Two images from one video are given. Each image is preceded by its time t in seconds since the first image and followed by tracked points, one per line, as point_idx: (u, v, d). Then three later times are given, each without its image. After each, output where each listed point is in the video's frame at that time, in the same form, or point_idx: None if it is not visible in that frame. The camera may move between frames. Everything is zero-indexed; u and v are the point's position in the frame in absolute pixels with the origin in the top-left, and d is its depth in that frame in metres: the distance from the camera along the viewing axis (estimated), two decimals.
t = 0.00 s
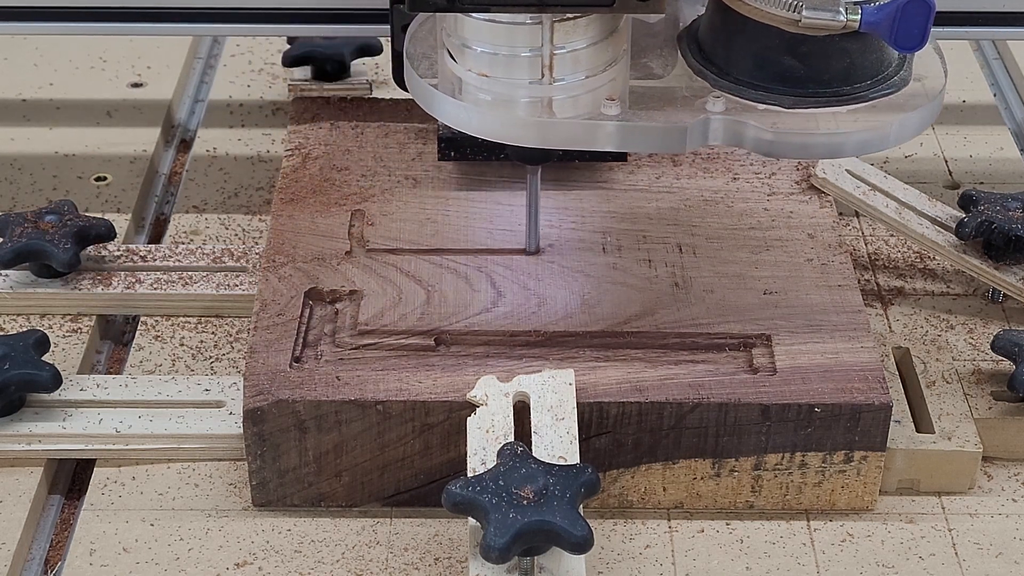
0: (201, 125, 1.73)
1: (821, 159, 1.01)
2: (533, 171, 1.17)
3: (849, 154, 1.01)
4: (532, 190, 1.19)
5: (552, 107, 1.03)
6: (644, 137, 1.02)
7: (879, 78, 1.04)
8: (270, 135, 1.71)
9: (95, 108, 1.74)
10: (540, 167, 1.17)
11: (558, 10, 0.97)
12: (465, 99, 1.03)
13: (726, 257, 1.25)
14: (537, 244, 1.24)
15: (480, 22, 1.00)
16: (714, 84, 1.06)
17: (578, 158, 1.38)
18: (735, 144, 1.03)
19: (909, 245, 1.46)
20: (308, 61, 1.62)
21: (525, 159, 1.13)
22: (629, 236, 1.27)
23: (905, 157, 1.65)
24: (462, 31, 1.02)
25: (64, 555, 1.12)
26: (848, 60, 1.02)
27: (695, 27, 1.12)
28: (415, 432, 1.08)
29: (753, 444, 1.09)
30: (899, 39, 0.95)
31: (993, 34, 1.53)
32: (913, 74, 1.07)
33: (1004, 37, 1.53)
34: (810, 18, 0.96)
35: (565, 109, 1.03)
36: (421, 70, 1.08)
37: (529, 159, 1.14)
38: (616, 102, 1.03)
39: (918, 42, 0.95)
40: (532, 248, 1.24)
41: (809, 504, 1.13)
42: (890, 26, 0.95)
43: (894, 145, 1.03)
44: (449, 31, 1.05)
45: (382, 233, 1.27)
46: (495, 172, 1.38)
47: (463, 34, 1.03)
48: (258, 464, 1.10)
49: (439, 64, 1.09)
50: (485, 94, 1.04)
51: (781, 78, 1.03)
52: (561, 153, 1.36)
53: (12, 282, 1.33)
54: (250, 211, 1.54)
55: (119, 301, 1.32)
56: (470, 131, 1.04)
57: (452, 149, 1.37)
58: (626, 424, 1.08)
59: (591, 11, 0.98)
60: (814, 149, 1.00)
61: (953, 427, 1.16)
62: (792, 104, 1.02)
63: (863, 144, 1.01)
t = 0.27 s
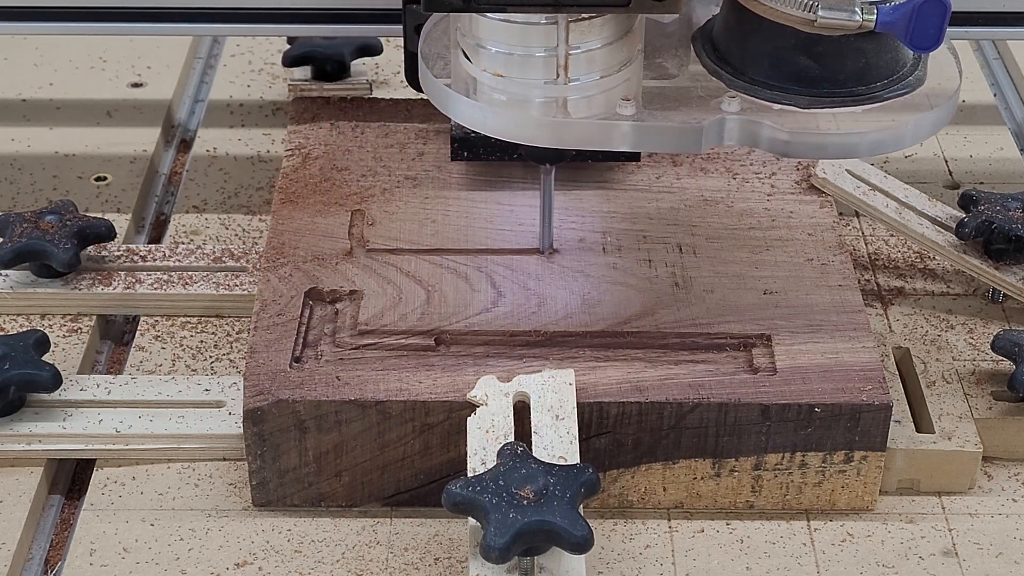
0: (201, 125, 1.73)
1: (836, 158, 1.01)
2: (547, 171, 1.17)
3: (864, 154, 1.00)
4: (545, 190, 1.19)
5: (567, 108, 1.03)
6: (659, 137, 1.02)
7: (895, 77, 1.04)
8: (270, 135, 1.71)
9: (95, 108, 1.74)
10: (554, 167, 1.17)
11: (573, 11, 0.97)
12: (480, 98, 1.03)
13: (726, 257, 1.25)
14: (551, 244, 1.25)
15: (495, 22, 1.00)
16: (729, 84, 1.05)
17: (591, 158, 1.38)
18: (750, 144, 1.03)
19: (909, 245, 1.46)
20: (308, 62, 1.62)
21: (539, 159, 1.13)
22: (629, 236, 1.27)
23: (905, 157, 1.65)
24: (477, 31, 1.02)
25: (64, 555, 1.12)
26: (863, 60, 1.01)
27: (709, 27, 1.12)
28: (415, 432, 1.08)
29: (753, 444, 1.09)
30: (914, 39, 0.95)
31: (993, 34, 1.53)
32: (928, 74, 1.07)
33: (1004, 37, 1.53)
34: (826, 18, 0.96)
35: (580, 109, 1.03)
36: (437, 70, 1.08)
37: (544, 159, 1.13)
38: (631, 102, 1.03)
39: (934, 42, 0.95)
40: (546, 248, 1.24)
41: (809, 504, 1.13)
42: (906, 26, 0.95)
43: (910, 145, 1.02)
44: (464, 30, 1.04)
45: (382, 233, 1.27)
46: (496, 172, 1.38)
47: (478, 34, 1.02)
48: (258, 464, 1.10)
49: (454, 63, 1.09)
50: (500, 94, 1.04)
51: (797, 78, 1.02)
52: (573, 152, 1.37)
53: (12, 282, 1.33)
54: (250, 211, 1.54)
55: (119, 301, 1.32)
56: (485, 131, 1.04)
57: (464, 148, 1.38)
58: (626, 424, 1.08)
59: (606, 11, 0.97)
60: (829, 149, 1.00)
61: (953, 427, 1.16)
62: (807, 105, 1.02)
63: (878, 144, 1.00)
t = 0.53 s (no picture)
0: (201, 125, 1.73)
1: (852, 159, 1.00)
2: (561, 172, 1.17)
3: (881, 154, 1.00)
4: (559, 189, 1.19)
5: (582, 108, 1.02)
6: (674, 137, 1.01)
7: (910, 78, 1.04)
8: (270, 135, 1.71)
9: (95, 108, 1.74)
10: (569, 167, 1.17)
11: (589, 10, 0.96)
12: (494, 98, 1.03)
13: (726, 257, 1.25)
14: (565, 244, 1.25)
15: (510, 22, 1.00)
16: (744, 84, 1.06)
17: (605, 158, 1.38)
18: (765, 145, 1.03)
19: (909, 245, 1.46)
20: (308, 61, 1.62)
21: (552, 160, 1.13)
22: (629, 236, 1.27)
23: (905, 157, 1.65)
24: (492, 31, 1.02)
25: (64, 555, 1.12)
26: (878, 60, 1.01)
27: (725, 27, 1.13)
28: (415, 432, 1.08)
29: (753, 444, 1.09)
30: (930, 39, 0.95)
31: (993, 34, 1.53)
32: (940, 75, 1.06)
33: (1003, 37, 1.53)
34: (841, 18, 0.96)
35: (595, 109, 1.02)
36: (452, 71, 1.08)
37: (558, 159, 1.13)
38: (646, 103, 1.03)
39: (949, 42, 0.95)
40: (559, 248, 1.24)
41: (809, 504, 1.13)
42: (922, 27, 0.95)
43: (926, 146, 1.02)
44: (479, 30, 1.04)
45: (382, 232, 1.27)
46: (496, 172, 1.38)
47: (493, 33, 1.02)
48: (258, 464, 1.10)
49: (468, 64, 1.08)
50: (515, 94, 1.03)
51: (812, 78, 1.03)
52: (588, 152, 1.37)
53: (12, 282, 1.33)
54: (250, 211, 1.54)
55: (119, 301, 1.32)
56: (500, 131, 1.03)
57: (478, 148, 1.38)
58: (626, 424, 1.08)
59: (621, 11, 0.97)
60: (845, 149, 0.99)
61: (953, 427, 1.16)
62: (822, 105, 1.02)
63: (895, 144, 1.00)
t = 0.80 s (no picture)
0: (201, 126, 1.73)
1: (867, 159, 1.01)
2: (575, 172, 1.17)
3: (895, 154, 1.00)
4: (573, 189, 1.19)
5: (596, 108, 1.02)
6: (689, 137, 1.01)
7: (925, 78, 1.04)
8: (269, 134, 1.71)
9: (95, 108, 1.74)
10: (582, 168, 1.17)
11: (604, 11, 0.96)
12: (509, 98, 1.03)
13: (726, 257, 1.25)
14: (578, 244, 1.25)
15: (524, 22, 0.99)
16: (759, 84, 1.06)
17: (617, 158, 1.38)
18: (780, 145, 1.03)
19: (909, 245, 1.46)
20: (308, 62, 1.62)
21: (565, 159, 1.13)
22: (630, 236, 1.27)
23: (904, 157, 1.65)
24: (507, 31, 1.02)
25: (64, 555, 1.12)
26: (894, 60, 1.01)
27: (739, 27, 1.13)
28: (415, 432, 1.08)
29: (753, 444, 1.09)
30: (945, 39, 0.95)
31: (992, 34, 1.53)
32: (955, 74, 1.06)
33: (1003, 37, 1.53)
34: (856, 18, 0.96)
35: (610, 109, 1.02)
36: (467, 71, 1.07)
37: (572, 159, 1.13)
38: (661, 102, 1.03)
39: (965, 42, 0.95)
40: (573, 247, 1.24)
41: (809, 504, 1.13)
42: (937, 27, 0.95)
43: (941, 145, 1.02)
44: (494, 30, 1.04)
45: (382, 232, 1.27)
46: (497, 172, 1.38)
47: (507, 34, 1.02)
48: (258, 464, 1.10)
49: (482, 63, 1.08)
50: (529, 95, 1.03)
51: (827, 78, 1.03)
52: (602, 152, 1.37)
53: (13, 282, 1.33)
54: (250, 211, 1.54)
55: (119, 301, 1.32)
56: (514, 131, 1.03)
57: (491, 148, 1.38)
58: (626, 424, 1.08)
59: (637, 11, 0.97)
60: (860, 149, 1.00)
61: (953, 427, 1.16)
62: (837, 104, 1.02)
63: (910, 145, 1.00)
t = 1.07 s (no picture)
0: (201, 126, 1.73)
1: (881, 158, 1.01)
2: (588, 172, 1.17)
3: (910, 154, 1.00)
4: (587, 189, 1.19)
5: (612, 108, 1.02)
6: (704, 137, 1.02)
7: (940, 78, 1.04)
8: (269, 135, 1.71)
9: (95, 108, 1.74)
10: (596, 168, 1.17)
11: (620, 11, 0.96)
12: (523, 98, 1.03)
13: (726, 257, 1.25)
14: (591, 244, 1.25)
15: (539, 22, 1.00)
16: (774, 83, 1.05)
17: (630, 159, 1.38)
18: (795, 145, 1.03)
19: (909, 245, 1.46)
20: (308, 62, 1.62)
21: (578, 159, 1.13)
22: (630, 236, 1.27)
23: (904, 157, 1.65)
24: (521, 32, 1.02)
25: (64, 555, 1.12)
26: (909, 60, 1.01)
27: (753, 27, 1.12)
28: (415, 432, 1.08)
29: (753, 444, 1.09)
30: (961, 39, 0.95)
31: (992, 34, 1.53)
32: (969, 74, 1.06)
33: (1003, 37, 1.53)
34: (872, 18, 0.95)
35: (625, 109, 1.02)
36: (482, 70, 1.08)
37: (586, 159, 1.13)
38: (676, 102, 1.03)
39: (981, 42, 0.95)
40: (587, 248, 1.25)
41: (809, 504, 1.13)
42: (953, 27, 0.95)
43: (956, 145, 1.02)
44: (508, 30, 1.04)
45: (382, 232, 1.27)
46: (498, 172, 1.37)
47: (522, 34, 1.02)
48: (258, 464, 1.10)
49: (496, 63, 1.08)
50: (544, 94, 1.04)
51: (842, 78, 1.02)
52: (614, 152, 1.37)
53: (13, 282, 1.33)
54: (250, 211, 1.54)
55: (119, 301, 1.32)
56: (529, 131, 1.04)
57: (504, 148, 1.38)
58: (626, 424, 1.08)
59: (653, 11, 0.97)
60: (874, 149, 1.00)
61: (953, 427, 1.16)
62: (851, 104, 1.02)
63: (924, 145, 1.00)
